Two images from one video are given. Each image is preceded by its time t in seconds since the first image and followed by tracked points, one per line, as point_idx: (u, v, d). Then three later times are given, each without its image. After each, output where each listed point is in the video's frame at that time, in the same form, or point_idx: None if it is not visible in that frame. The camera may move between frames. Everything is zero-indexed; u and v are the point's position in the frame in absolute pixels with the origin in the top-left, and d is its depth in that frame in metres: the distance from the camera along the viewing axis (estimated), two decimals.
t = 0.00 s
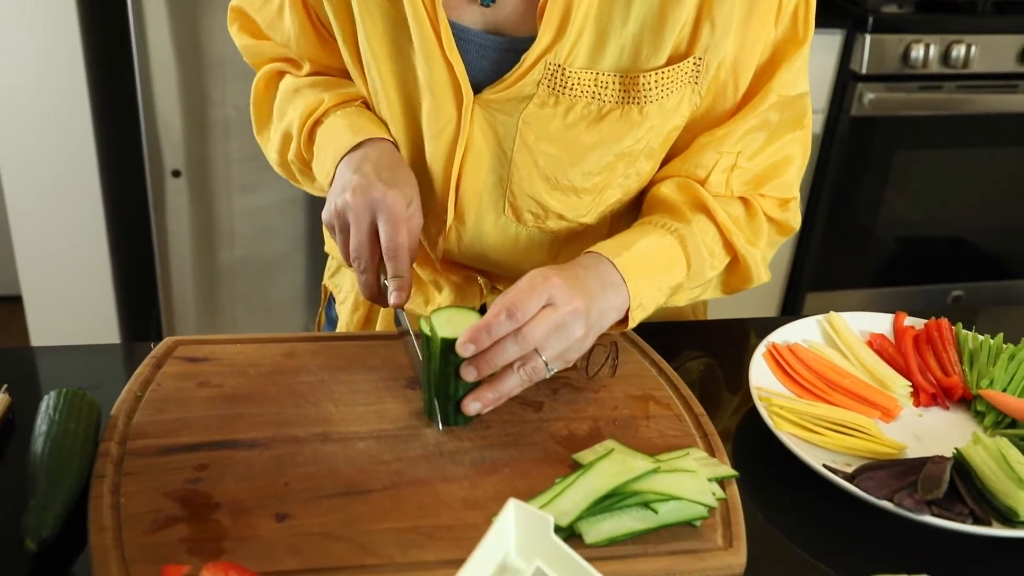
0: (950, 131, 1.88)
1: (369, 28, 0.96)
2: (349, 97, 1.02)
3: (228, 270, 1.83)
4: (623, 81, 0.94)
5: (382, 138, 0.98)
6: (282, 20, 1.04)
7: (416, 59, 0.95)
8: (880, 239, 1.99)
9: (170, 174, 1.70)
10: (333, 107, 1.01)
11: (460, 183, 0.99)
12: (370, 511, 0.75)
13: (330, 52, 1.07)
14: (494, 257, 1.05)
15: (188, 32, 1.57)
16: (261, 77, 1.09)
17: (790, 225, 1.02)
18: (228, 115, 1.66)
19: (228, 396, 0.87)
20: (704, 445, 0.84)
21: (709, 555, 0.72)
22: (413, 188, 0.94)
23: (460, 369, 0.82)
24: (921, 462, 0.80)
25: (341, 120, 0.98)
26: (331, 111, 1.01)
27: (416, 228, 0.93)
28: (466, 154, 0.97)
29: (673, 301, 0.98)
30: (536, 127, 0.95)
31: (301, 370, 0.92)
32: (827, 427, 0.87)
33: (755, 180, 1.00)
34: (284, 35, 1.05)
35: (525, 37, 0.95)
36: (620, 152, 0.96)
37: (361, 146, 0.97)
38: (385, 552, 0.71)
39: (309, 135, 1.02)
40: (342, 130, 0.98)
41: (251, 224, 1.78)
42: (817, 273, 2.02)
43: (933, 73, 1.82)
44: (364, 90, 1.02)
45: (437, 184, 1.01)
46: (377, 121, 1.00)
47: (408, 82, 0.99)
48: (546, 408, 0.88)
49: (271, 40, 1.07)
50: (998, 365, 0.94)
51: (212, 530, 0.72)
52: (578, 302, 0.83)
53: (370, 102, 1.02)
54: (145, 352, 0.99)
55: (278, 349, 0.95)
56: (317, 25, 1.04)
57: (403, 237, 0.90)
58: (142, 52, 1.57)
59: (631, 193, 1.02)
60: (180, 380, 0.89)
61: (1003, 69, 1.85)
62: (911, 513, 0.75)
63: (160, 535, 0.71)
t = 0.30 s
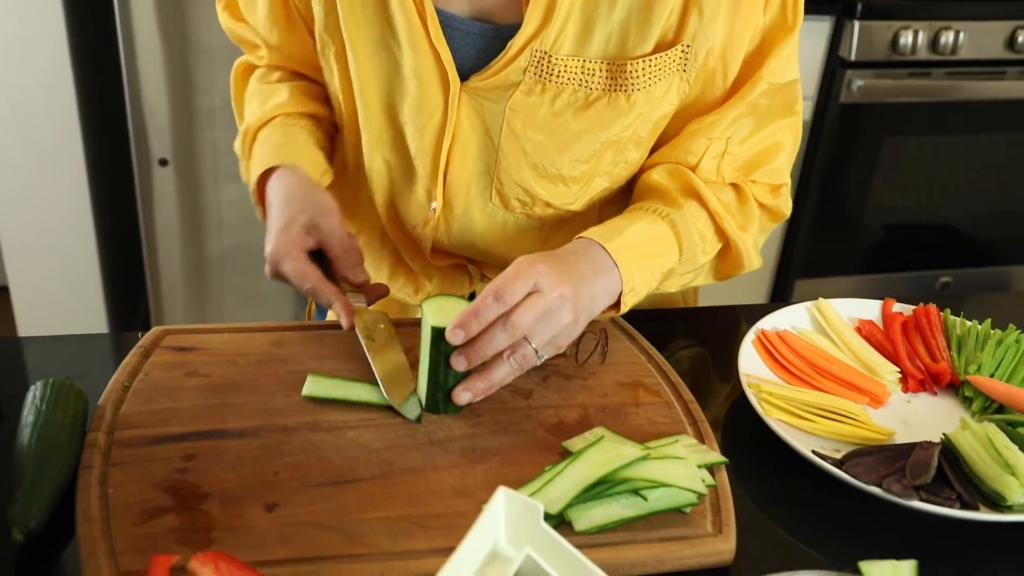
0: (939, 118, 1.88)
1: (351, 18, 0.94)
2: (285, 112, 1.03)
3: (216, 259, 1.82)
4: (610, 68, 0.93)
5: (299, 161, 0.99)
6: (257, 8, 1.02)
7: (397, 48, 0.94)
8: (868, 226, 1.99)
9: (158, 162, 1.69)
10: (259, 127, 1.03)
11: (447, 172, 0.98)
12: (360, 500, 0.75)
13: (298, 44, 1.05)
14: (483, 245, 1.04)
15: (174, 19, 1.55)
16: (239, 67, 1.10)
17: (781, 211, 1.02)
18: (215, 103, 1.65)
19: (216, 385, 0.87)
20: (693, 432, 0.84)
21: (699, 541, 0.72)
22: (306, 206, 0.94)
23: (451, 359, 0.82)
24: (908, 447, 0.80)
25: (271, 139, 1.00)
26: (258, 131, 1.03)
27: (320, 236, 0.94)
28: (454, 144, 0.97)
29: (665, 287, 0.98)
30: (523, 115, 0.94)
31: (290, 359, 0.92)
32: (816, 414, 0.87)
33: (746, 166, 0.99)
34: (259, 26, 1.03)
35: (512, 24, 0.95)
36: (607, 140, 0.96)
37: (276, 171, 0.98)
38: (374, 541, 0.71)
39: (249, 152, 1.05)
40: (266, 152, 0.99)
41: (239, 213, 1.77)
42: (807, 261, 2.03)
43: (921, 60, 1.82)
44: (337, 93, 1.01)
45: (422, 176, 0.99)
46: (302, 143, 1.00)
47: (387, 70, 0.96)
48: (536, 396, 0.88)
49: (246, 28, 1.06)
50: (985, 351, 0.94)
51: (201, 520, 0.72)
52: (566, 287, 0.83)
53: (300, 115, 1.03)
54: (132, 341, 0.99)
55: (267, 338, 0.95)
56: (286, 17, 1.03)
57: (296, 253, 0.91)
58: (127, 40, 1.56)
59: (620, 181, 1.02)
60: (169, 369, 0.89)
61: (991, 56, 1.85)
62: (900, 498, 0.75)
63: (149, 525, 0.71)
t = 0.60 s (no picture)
0: (928, 108, 1.88)
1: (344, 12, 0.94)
2: (321, 65, 1.01)
3: (207, 250, 1.81)
4: (604, 58, 0.93)
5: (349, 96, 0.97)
6: None
7: (392, 39, 0.94)
8: (856, 216, 2.00)
9: (147, 153, 1.68)
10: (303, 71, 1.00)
11: (444, 164, 0.98)
12: (354, 491, 0.75)
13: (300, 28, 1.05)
14: (480, 238, 1.04)
15: (161, 9, 1.54)
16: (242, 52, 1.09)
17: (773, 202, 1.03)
18: (205, 93, 1.64)
19: (209, 376, 0.87)
20: (685, 421, 0.85)
21: (691, 530, 0.72)
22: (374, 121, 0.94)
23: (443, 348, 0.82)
24: (898, 436, 0.81)
25: (314, 83, 0.98)
26: (302, 76, 1.00)
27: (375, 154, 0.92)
28: (451, 136, 0.97)
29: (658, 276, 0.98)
30: (518, 106, 0.94)
31: (282, 349, 0.92)
32: (807, 402, 0.88)
33: (737, 156, 1.00)
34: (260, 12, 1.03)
35: (506, 14, 0.94)
36: (603, 130, 0.96)
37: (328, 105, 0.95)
38: (368, 531, 0.71)
39: (285, 98, 1.02)
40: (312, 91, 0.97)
41: (230, 203, 1.76)
42: (795, 250, 2.03)
43: (909, 50, 1.82)
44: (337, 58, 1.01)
45: (421, 170, 1.00)
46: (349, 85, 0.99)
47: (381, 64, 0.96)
48: (529, 385, 0.89)
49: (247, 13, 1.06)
50: (974, 339, 0.95)
51: (195, 511, 0.72)
52: (557, 274, 0.83)
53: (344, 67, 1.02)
54: (123, 332, 0.98)
55: (259, 329, 0.95)
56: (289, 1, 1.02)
57: (356, 142, 0.90)
58: (115, 30, 1.54)
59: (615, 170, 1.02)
60: (161, 360, 0.89)
61: (977, 46, 1.85)
62: (891, 487, 0.75)
63: (143, 517, 0.71)
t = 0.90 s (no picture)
0: (915, 99, 1.89)
1: None
2: (326, 46, 1.01)
3: (194, 243, 1.80)
4: (596, 51, 0.93)
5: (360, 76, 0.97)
6: None
7: (384, 30, 0.93)
8: (844, 207, 2.00)
9: (133, 145, 1.67)
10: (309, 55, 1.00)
11: (435, 156, 0.98)
12: (341, 482, 0.75)
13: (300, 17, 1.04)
14: (470, 230, 1.04)
15: None
16: (236, 43, 1.08)
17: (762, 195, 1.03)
18: (191, 85, 1.63)
19: (196, 369, 0.87)
20: (673, 411, 0.85)
21: (679, 519, 0.73)
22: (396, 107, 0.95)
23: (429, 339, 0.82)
24: (884, 425, 0.81)
25: (322, 64, 0.97)
26: (309, 58, 1.00)
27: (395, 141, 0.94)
28: (443, 127, 0.97)
29: (646, 268, 0.98)
30: (510, 98, 0.94)
31: (270, 342, 0.92)
32: (794, 392, 0.88)
33: (728, 149, 1.00)
34: (258, 1, 1.03)
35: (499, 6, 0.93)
36: (595, 122, 0.96)
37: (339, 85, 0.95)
38: (356, 523, 0.71)
39: (290, 82, 1.00)
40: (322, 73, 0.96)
41: (217, 195, 1.75)
42: (783, 241, 2.04)
43: (897, 41, 1.83)
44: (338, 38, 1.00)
45: (411, 161, 0.98)
46: (359, 66, 0.98)
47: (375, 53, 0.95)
48: (517, 376, 0.89)
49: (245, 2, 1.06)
50: (960, 329, 0.96)
51: (182, 504, 0.72)
52: (546, 266, 0.82)
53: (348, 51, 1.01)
54: (109, 325, 0.98)
55: (247, 321, 0.95)
56: None
57: (383, 139, 0.89)
58: (100, 21, 1.53)
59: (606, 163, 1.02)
60: (147, 353, 0.88)
61: (964, 37, 1.86)
62: (877, 475, 0.76)
63: (129, 510, 0.71)
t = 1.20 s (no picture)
0: (905, 92, 1.89)
1: None
2: (319, 33, 1.01)
3: (183, 237, 1.79)
4: (587, 45, 0.93)
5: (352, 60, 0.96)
6: None
7: (374, 24, 0.93)
8: (834, 199, 2.00)
9: (121, 139, 1.66)
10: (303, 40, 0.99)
11: (425, 149, 0.98)
12: (331, 476, 0.75)
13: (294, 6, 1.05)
14: (459, 222, 1.04)
15: None
16: (227, 33, 1.07)
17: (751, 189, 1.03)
18: (179, 79, 1.62)
19: (185, 363, 0.87)
20: (662, 404, 0.85)
21: (668, 511, 0.73)
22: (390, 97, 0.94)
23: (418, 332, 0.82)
24: (873, 416, 0.82)
25: (314, 49, 0.96)
26: (303, 42, 0.99)
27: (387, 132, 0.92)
28: (434, 121, 0.96)
29: (636, 261, 0.98)
30: (500, 91, 0.93)
31: (259, 336, 0.92)
32: (783, 384, 0.88)
33: (717, 143, 1.00)
34: None
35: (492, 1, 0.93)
36: (586, 116, 0.95)
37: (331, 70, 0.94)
38: (346, 516, 0.71)
39: (283, 66, 1.00)
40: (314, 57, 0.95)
41: (206, 190, 1.74)
42: (773, 233, 2.04)
43: (886, 33, 1.83)
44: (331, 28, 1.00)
45: (404, 152, 0.98)
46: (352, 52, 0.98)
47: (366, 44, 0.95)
48: (506, 369, 0.89)
49: None
50: (948, 320, 0.96)
51: (170, 498, 0.72)
52: (534, 257, 0.83)
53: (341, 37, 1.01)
54: (97, 320, 0.97)
55: (236, 315, 0.95)
56: None
57: (376, 131, 0.87)
58: (87, 15, 1.52)
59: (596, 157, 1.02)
60: (136, 348, 0.88)
61: (952, 29, 1.87)
62: (865, 466, 0.76)
63: (117, 504, 0.70)
